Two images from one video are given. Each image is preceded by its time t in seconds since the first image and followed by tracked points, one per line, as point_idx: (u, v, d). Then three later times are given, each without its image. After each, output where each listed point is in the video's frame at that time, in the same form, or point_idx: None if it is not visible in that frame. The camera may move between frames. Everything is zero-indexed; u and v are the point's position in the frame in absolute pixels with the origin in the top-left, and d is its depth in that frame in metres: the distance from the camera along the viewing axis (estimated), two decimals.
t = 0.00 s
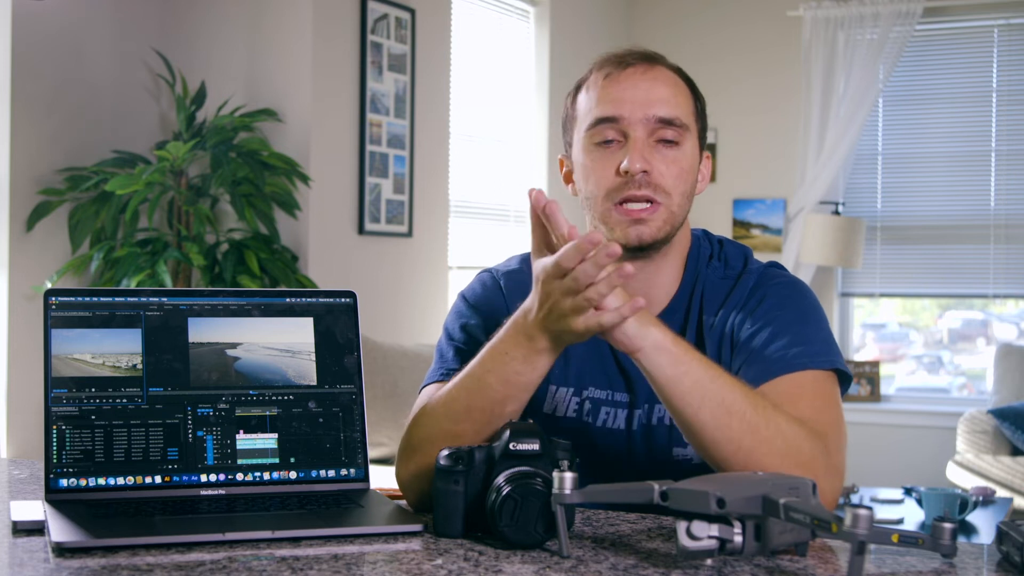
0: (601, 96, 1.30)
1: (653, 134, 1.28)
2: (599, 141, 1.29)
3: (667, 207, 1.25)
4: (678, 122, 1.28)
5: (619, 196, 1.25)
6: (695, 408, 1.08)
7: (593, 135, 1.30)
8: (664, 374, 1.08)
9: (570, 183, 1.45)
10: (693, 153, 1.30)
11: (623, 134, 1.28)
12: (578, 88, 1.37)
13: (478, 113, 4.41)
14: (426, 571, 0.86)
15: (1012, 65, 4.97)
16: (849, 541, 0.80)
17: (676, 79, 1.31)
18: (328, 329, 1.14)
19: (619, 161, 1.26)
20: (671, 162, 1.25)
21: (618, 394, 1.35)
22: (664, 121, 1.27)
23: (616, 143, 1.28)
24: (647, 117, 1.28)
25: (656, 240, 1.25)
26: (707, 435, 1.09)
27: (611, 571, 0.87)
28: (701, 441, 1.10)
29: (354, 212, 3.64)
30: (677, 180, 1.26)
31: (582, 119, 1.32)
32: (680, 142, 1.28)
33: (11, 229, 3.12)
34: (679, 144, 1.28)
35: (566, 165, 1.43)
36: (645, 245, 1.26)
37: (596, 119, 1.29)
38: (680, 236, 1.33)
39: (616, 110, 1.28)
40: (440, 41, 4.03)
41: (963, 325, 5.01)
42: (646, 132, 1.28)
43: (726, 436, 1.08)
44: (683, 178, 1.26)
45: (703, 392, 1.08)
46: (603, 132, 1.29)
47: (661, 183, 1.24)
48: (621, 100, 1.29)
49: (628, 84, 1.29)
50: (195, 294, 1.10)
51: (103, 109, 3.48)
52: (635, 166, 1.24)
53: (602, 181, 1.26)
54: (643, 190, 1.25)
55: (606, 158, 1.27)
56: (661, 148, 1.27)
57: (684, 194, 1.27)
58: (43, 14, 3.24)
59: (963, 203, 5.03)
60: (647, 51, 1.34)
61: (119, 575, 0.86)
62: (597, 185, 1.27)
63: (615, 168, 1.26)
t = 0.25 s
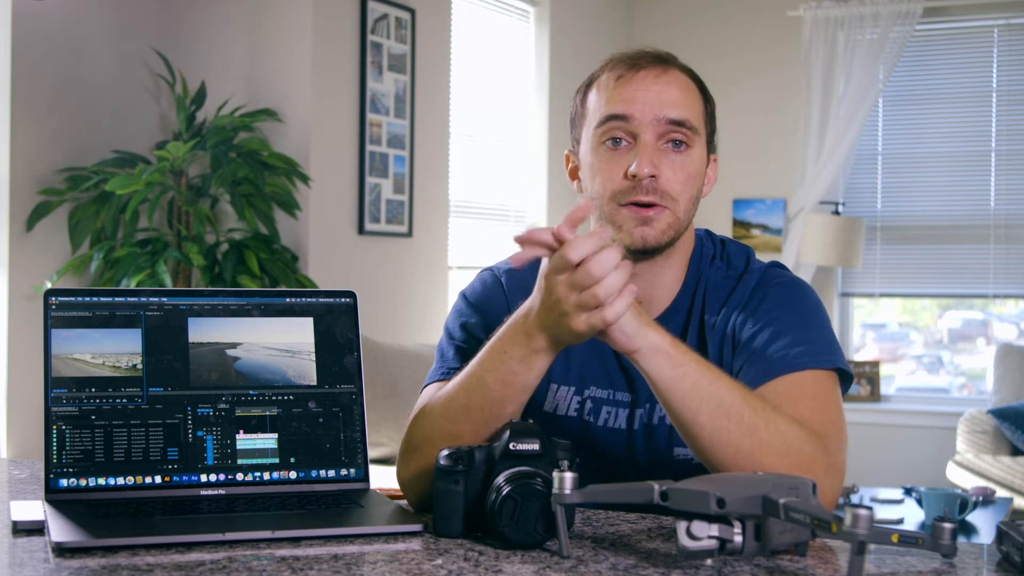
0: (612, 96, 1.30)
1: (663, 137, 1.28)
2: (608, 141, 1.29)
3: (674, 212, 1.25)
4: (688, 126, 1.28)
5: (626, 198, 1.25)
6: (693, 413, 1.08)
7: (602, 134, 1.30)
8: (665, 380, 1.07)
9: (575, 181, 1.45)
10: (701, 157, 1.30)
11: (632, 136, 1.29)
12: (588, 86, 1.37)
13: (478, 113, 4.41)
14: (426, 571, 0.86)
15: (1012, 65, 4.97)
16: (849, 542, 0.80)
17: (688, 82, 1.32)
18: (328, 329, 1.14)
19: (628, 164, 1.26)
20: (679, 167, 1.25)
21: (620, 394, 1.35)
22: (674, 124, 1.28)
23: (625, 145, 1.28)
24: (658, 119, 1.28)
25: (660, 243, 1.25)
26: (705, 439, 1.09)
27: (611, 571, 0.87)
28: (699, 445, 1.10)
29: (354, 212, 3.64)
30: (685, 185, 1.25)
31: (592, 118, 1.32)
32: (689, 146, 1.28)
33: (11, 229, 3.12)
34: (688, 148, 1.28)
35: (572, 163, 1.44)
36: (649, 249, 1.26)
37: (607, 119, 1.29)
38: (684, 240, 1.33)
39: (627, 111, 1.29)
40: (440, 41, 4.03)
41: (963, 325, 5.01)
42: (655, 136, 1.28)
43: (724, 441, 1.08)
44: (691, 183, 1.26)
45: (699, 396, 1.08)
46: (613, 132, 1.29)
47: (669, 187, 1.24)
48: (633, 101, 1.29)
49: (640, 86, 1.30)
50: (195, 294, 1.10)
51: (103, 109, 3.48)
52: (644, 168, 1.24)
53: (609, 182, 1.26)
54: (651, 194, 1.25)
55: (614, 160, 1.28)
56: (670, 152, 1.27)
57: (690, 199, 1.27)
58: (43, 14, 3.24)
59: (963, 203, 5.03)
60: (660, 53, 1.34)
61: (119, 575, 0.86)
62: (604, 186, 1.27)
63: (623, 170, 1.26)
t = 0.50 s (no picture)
0: (623, 97, 1.29)
1: (672, 141, 1.28)
2: (616, 142, 1.29)
3: (679, 217, 1.25)
4: (698, 131, 1.27)
5: (632, 201, 1.26)
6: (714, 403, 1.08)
7: (611, 135, 1.30)
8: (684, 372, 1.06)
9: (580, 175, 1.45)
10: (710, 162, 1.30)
11: (641, 138, 1.28)
12: (599, 81, 1.36)
13: (478, 113, 4.41)
14: (426, 571, 0.86)
15: (1012, 65, 4.97)
16: (849, 542, 0.80)
17: (700, 85, 1.30)
18: (328, 329, 1.14)
19: (636, 166, 1.26)
20: (687, 172, 1.25)
21: (620, 393, 1.35)
22: (685, 129, 1.27)
23: (634, 146, 1.28)
24: (668, 123, 1.27)
25: (663, 247, 1.26)
26: (722, 433, 1.09)
27: (611, 571, 0.87)
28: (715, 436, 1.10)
29: (354, 213, 3.64)
30: (692, 191, 1.26)
31: (602, 117, 1.32)
32: (698, 150, 1.27)
33: (11, 229, 3.12)
34: (697, 154, 1.27)
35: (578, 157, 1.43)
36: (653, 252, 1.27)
37: (616, 119, 1.29)
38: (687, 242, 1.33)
39: (637, 113, 1.28)
40: (440, 41, 4.03)
41: (963, 325, 5.01)
42: (665, 139, 1.28)
43: (739, 437, 1.08)
44: (698, 189, 1.26)
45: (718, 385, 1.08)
46: (622, 132, 1.29)
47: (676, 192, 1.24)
48: (644, 103, 1.28)
49: (652, 88, 1.29)
50: (195, 294, 1.10)
51: (103, 109, 3.48)
52: (651, 173, 1.24)
53: (615, 184, 1.27)
54: (657, 199, 1.25)
55: (621, 161, 1.28)
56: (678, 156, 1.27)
57: (696, 204, 1.27)
58: (43, 14, 3.24)
59: (963, 203, 5.03)
60: (673, 54, 1.33)
61: (119, 575, 0.86)
62: (610, 187, 1.28)
63: (631, 173, 1.26)
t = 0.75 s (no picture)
0: (617, 101, 1.30)
1: (669, 142, 1.28)
2: (613, 144, 1.30)
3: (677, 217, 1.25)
4: (694, 132, 1.28)
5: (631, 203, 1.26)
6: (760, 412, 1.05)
7: (607, 138, 1.30)
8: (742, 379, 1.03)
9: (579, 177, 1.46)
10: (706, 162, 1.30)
11: (637, 141, 1.29)
12: (594, 84, 1.37)
13: (478, 113, 4.41)
14: (426, 571, 0.86)
15: (1012, 65, 4.97)
16: (849, 542, 0.80)
17: (695, 86, 1.31)
18: (328, 329, 1.14)
19: (633, 169, 1.27)
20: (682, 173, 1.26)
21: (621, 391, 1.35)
22: (680, 130, 1.27)
23: (630, 149, 1.29)
24: (663, 126, 1.28)
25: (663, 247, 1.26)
26: (759, 438, 1.07)
27: (611, 571, 0.87)
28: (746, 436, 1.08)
29: (354, 213, 3.64)
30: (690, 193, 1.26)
31: (597, 121, 1.33)
32: (694, 151, 1.28)
33: (11, 229, 3.12)
34: (693, 154, 1.28)
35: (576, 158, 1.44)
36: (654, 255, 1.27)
37: (612, 122, 1.30)
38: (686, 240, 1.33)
39: (632, 116, 1.29)
40: (440, 41, 4.03)
41: (963, 325, 5.01)
42: (661, 141, 1.28)
43: (771, 444, 1.07)
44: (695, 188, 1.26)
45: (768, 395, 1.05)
46: (618, 135, 1.29)
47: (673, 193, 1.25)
48: (638, 106, 1.29)
49: (647, 91, 1.29)
50: (195, 294, 1.10)
51: (103, 109, 3.48)
52: (649, 175, 1.25)
53: (613, 187, 1.27)
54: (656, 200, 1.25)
55: (618, 164, 1.28)
56: (675, 158, 1.27)
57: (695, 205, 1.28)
58: (43, 14, 3.24)
59: (963, 203, 5.03)
60: (667, 54, 1.33)
61: (119, 575, 0.86)
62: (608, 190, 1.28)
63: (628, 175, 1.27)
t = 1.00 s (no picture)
0: (608, 106, 1.29)
1: (661, 148, 1.28)
2: (605, 150, 1.29)
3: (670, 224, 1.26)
4: (686, 137, 1.28)
5: (625, 211, 1.26)
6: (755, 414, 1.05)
7: (600, 144, 1.30)
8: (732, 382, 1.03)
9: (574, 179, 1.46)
10: (699, 166, 1.30)
11: (630, 147, 1.28)
12: (586, 87, 1.36)
13: (478, 113, 4.41)
14: (426, 571, 0.86)
15: (1012, 65, 4.97)
16: (849, 541, 0.80)
17: (687, 90, 1.30)
18: (328, 329, 1.14)
19: (626, 176, 1.26)
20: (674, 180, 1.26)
21: (620, 393, 1.35)
22: (671, 136, 1.27)
23: (622, 155, 1.28)
24: (655, 132, 1.27)
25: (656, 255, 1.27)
26: (752, 438, 1.07)
27: (611, 571, 0.87)
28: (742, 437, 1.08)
29: (354, 213, 3.64)
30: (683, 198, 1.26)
31: (590, 126, 1.32)
32: (687, 156, 1.28)
33: (11, 229, 3.12)
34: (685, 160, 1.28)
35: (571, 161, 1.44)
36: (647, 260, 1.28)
37: (603, 129, 1.29)
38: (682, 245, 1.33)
39: (623, 122, 1.28)
40: (440, 41, 4.03)
41: (962, 325, 5.01)
42: (653, 147, 1.28)
43: (764, 445, 1.07)
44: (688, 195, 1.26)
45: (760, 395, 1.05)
46: (610, 142, 1.29)
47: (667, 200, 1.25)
48: (629, 112, 1.28)
49: (638, 96, 1.29)
50: (195, 294, 1.10)
51: (103, 109, 3.48)
52: (641, 183, 1.24)
53: (606, 194, 1.27)
54: (649, 208, 1.25)
55: (611, 171, 1.28)
56: (667, 164, 1.27)
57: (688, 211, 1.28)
58: (43, 14, 3.24)
59: (963, 203, 5.03)
60: (659, 57, 1.32)
61: (119, 575, 0.86)
62: (601, 197, 1.28)
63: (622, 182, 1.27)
